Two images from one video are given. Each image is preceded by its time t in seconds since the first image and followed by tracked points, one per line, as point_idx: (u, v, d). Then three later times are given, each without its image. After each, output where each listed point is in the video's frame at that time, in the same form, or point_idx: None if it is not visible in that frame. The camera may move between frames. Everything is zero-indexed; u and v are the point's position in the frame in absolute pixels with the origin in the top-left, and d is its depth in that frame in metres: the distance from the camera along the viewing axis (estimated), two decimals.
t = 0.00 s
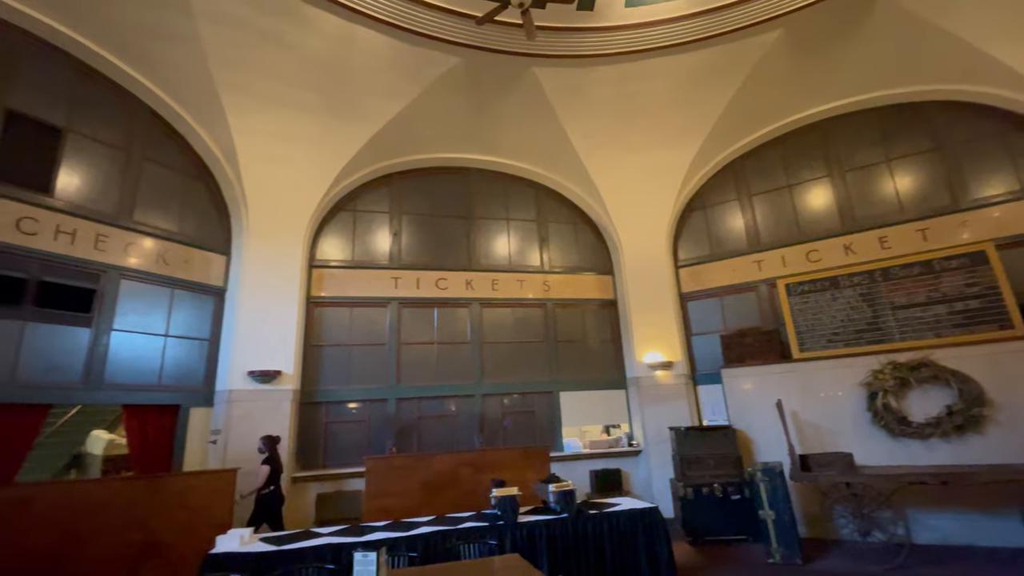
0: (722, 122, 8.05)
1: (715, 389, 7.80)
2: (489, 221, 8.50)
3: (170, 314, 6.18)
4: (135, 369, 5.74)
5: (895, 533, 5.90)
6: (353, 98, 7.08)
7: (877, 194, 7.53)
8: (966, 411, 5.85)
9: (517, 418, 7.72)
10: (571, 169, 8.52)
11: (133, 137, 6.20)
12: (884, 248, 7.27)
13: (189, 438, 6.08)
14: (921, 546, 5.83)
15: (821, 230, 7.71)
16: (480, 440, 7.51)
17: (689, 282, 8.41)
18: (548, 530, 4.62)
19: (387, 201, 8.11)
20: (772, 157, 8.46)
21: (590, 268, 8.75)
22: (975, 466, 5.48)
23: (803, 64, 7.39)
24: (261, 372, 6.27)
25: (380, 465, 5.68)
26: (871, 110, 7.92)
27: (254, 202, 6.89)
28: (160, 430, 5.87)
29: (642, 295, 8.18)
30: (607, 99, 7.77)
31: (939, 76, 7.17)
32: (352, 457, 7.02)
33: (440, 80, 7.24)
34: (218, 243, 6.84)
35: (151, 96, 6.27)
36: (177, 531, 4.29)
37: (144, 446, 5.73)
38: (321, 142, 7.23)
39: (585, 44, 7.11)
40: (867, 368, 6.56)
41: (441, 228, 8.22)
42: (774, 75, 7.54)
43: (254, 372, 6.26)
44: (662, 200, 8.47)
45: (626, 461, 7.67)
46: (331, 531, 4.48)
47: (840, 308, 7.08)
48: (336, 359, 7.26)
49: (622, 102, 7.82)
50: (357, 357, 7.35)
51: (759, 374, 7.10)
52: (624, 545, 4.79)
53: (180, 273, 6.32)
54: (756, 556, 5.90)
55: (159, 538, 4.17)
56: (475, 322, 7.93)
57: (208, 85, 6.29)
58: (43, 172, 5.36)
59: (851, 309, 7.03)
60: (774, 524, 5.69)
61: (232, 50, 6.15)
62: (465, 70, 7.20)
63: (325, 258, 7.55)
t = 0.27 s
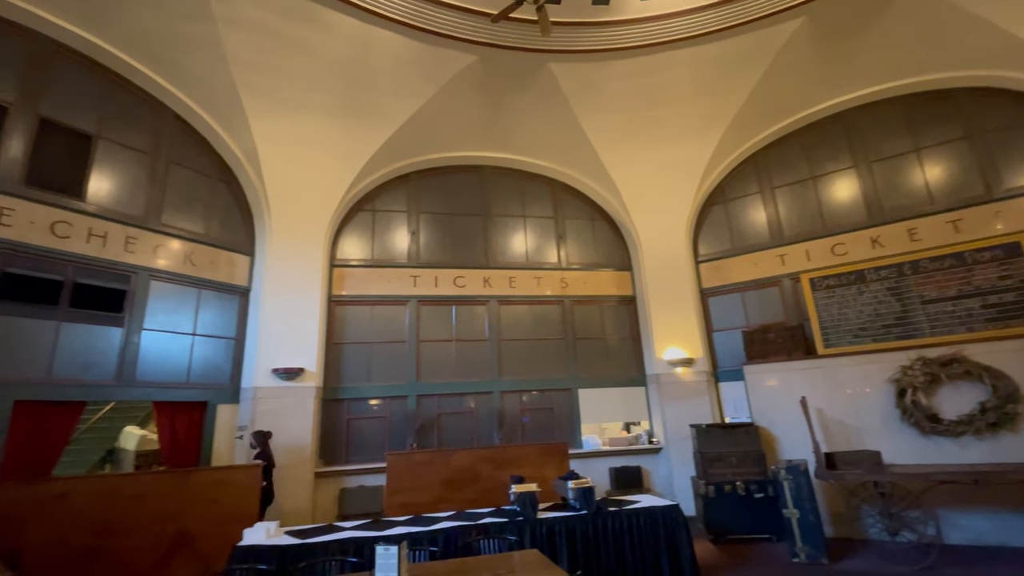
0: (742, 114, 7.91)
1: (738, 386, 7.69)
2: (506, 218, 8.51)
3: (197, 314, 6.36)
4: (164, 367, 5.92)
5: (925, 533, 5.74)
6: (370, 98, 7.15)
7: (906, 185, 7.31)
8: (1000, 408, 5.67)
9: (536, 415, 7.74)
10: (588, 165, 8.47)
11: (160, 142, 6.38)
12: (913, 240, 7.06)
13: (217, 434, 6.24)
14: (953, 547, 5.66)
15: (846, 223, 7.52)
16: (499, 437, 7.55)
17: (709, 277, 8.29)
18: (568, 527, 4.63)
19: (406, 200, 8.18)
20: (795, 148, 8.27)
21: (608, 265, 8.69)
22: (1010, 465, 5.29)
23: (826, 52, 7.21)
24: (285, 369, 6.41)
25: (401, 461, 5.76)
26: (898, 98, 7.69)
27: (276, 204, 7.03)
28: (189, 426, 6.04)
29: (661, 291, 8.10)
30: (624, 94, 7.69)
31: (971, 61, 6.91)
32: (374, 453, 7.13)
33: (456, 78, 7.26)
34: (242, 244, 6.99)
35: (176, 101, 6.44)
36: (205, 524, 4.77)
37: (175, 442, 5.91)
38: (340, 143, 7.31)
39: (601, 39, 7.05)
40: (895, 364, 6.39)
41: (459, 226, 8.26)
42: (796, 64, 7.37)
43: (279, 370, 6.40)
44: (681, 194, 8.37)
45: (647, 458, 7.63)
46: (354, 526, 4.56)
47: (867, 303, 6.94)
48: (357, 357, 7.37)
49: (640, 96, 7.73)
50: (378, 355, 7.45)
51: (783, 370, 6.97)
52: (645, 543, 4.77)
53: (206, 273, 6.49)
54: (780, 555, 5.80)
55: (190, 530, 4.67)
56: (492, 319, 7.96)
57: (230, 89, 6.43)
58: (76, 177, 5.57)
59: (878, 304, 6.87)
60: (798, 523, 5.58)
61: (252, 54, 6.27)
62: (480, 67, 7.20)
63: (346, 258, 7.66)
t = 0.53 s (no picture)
0: (764, 106, 7.75)
1: (761, 383, 7.57)
2: (523, 215, 8.52)
3: (224, 313, 6.52)
4: (193, 366, 6.10)
5: (957, 534, 5.58)
6: (388, 99, 7.22)
7: (935, 175, 7.09)
8: None
9: (554, 412, 7.74)
10: (606, 161, 8.41)
11: (186, 146, 6.55)
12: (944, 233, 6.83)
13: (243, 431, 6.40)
14: (986, 548, 5.49)
15: (872, 215, 7.33)
16: (518, 434, 7.58)
17: (731, 272, 8.16)
18: (588, 524, 4.63)
19: (424, 200, 8.25)
20: (819, 140, 8.09)
21: (626, 261, 8.63)
22: None
23: (851, 40, 7.02)
24: (309, 367, 6.53)
25: (422, 457, 5.83)
26: (927, 86, 7.46)
27: (298, 204, 7.16)
28: (217, 423, 6.21)
29: (681, 287, 8.01)
30: (642, 88, 7.61)
31: (1005, 46, 6.66)
32: (395, 449, 7.23)
33: (473, 77, 7.28)
34: (266, 245, 7.14)
35: (200, 106, 6.60)
36: (234, 518, 5.11)
37: (203, 438, 6.09)
38: (359, 143, 7.40)
39: (617, 33, 6.98)
40: (925, 360, 6.21)
41: (476, 224, 8.30)
42: (819, 54, 7.19)
43: (302, 367, 6.53)
44: (701, 189, 8.26)
45: (667, 456, 7.57)
46: (376, 520, 4.64)
47: (895, 298, 6.75)
48: (377, 355, 7.47)
49: (658, 90, 7.63)
50: (398, 352, 7.54)
51: (807, 367, 6.82)
52: (665, 541, 4.74)
53: (232, 274, 6.65)
54: (805, 554, 5.71)
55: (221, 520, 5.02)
56: (510, 317, 7.98)
57: (252, 93, 6.57)
58: (107, 182, 5.76)
59: (907, 298, 6.68)
60: (824, 522, 5.48)
61: (272, 58, 6.39)
62: (497, 65, 7.21)
63: (366, 257, 7.77)
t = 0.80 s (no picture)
0: (786, 97, 7.59)
1: (785, 380, 7.43)
2: (540, 213, 8.51)
3: (249, 313, 6.68)
4: (220, 364, 6.26)
5: (991, 534, 5.41)
6: (406, 99, 7.29)
7: (967, 165, 6.86)
8: None
9: (573, 411, 7.74)
10: (624, 157, 8.34)
11: (211, 151, 6.72)
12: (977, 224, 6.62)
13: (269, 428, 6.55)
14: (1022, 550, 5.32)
15: (900, 208, 7.13)
16: (538, 431, 7.60)
17: (753, 268, 8.03)
18: (610, 521, 4.62)
19: (442, 199, 8.31)
20: (844, 131, 7.89)
21: (645, 258, 8.55)
22: None
23: (876, 27, 6.82)
24: (331, 365, 6.65)
25: (443, 454, 5.89)
26: (958, 74, 7.22)
27: (319, 205, 7.28)
28: (243, 420, 6.37)
29: (702, 284, 7.90)
30: (660, 83, 7.52)
31: None
32: (417, 446, 7.32)
33: (490, 76, 7.30)
34: (288, 246, 7.28)
35: (224, 111, 6.76)
36: (261, 513, 5.24)
37: (230, 435, 6.26)
38: (378, 144, 7.49)
39: (635, 27, 6.90)
40: (958, 356, 6.05)
41: (494, 222, 8.32)
42: (844, 42, 7.01)
43: (325, 366, 6.65)
44: (722, 183, 8.14)
45: (689, 454, 7.50)
46: (399, 516, 4.72)
47: (925, 292, 6.54)
48: (398, 353, 7.56)
49: (677, 84, 7.53)
50: (418, 351, 7.62)
51: (833, 364, 6.67)
52: (688, 539, 4.71)
53: (256, 274, 6.80)
54: (832, 554, 5.59)
55: (249, 515, 5.16)
56: (529, 315, 7.99)
57: (274, 97, 6.70)
58: (135, 187, 5.94)
59: (938, 292, 6.47)
60: (852, 522, 5.36)
61: (293, 62, 6.51)
62: (513, 64, 7.21)
63: (385, 257, 7.86)
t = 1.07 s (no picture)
0: (810, 88, 7.41)
1: (812, 378, 7.27)
2: (558, 211, 8.49)
3: (274, 314, 6.81)
4: (247, 364, 6.41)
5: None
6: (424, 100, 7.33)
7: (1002, 154, 6.61)
8: None
9: (593, 409, 7.70)
10: (643, 153, 8.26)
11: (235, 155, 6.87)
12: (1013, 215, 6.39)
13: (294, 426, 6.67)
14: None
15: (931, 199, 6.91)
16: (558, 430, 7.59)
17: (777, 264, 7.87)
18: (633, 520, 4.59)
19: (460, 199, 8.35)
20: (871, 122, 7.67)
21: (665, 255, 8.46)
22: None
23: (904, 13, 6.62)
24: (354, 364, 6.74)
25: (464, 452, 5.93)
26: (991, 59, 6.97)
27: (340, 207, 7.38)
28: (269, 418, 6.52)
29: (724, 280, 7.79)
30: (679, 77, 7.41)
31: None
32: (438, 445, 7.38)
33: (506, 75, 7.30)
34: (310, 247, 7.40)
35: (247, 116, 6.90)
36: (287, 509, 5.39)
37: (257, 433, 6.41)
38: (396, 145, 7.55)
39: (652, 21, 6.81)
40: (993, 352, 5.85)
41: (512, 221, 8.33)
42: (870, 30, 6.81)
43: (348, 365, 6.75)
44: (744, 178, 7.99)
45: (712, 453, 7.40)
46: (423, 513, 4.77)
47: (958, 286, 6.37)
48: (418, 352, 7.63)
49: (696, 77, 7.41)
50: (438, 349, 7.68)
51: (861, 361, 6.51)
52: (713, 539, 4.65)
53: (279, 276, 6.93)
54: (863, 556, 5.45)
55: (277, 511, 5.30)
56: (547, 313, 7.98)
57: (295, 101, 6.81)
58: (164, 192, 6.12)
59: (972, 286, 6.30)
60: (883, 522, 5.21)
61: (312, 67, 6.61)
62: (530, 62, 7.20)
63: (405, 257, 7.94)
